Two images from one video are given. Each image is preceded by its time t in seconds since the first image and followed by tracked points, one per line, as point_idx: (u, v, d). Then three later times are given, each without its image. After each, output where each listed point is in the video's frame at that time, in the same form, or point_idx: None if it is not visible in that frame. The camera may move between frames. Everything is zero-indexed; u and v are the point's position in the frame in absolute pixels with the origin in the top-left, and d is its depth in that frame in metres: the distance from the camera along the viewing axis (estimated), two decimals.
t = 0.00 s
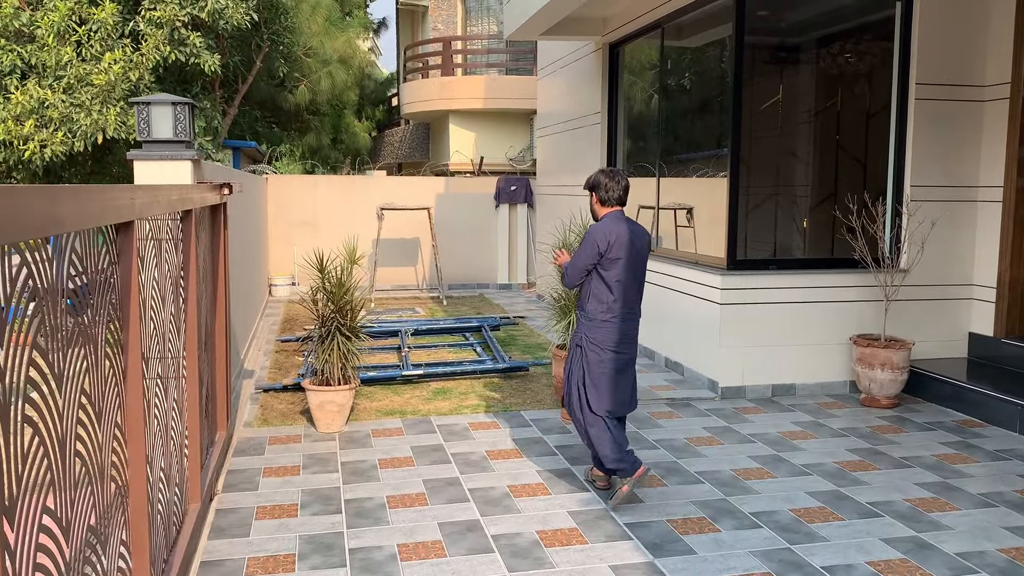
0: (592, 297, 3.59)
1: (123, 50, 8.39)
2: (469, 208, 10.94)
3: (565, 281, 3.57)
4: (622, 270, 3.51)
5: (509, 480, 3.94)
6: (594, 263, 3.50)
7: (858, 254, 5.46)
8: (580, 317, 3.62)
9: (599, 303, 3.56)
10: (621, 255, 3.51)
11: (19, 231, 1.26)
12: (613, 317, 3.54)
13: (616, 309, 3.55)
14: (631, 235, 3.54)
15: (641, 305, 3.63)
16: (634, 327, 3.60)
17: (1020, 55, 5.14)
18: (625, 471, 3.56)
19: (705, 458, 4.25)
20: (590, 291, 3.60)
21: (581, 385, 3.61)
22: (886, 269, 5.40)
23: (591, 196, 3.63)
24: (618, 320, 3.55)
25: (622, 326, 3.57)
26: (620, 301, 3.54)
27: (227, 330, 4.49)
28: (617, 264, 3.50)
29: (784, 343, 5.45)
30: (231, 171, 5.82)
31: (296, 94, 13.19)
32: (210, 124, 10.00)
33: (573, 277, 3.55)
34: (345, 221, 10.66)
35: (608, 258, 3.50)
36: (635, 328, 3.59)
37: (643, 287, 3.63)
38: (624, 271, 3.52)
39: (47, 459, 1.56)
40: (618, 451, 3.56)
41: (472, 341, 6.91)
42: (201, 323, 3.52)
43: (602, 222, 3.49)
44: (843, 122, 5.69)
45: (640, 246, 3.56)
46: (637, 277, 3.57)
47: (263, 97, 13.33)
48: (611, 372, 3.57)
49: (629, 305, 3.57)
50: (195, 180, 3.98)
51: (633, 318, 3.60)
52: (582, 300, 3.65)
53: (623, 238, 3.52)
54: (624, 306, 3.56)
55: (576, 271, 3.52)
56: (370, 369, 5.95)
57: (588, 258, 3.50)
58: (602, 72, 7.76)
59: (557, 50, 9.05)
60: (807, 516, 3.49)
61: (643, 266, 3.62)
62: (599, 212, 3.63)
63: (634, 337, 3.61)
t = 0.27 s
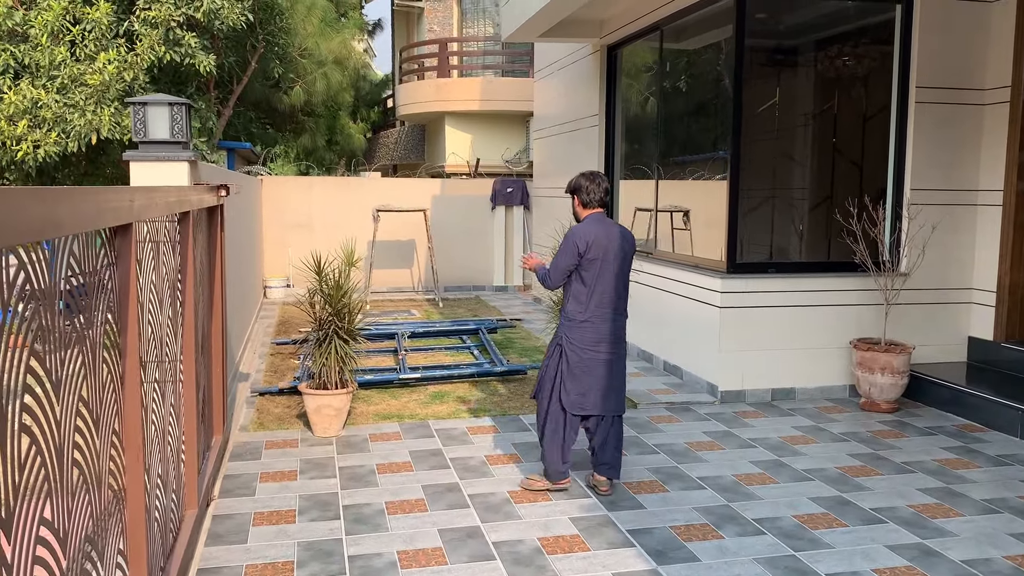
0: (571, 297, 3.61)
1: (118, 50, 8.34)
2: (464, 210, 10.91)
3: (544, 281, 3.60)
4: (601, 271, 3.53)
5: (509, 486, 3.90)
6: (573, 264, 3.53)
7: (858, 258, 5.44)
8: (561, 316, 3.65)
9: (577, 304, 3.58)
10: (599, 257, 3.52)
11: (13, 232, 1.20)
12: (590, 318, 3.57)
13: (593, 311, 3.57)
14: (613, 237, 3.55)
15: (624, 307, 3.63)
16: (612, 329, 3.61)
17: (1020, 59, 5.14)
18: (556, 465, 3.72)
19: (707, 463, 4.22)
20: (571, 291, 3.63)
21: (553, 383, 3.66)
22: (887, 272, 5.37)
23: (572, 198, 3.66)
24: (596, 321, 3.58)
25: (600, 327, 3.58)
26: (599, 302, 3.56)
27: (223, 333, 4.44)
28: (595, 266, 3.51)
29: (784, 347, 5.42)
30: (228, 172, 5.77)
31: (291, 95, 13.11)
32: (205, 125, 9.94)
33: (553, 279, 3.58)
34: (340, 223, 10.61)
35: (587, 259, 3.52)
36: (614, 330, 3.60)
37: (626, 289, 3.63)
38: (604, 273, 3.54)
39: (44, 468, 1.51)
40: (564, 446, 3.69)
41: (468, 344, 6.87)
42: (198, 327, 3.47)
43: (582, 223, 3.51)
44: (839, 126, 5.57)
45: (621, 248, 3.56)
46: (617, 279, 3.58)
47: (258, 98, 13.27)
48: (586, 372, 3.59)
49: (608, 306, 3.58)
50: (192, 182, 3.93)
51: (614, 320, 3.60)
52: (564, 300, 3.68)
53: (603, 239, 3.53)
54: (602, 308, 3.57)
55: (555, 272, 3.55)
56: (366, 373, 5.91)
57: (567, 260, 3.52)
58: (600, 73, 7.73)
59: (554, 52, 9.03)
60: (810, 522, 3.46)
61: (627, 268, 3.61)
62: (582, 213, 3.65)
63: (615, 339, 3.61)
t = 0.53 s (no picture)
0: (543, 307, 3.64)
1: (107, 54, 8.24)
2: (457, 215, 10.86)
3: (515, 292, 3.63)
4: (570, 279, 3.54)
5: (510, 497, 3.84)
6: (540, 274, 3.55)
7: (858, 264, 5.42)
8: (535, 325, 3.68)
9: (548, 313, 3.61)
10: (566, 266, 3.54)
11: (9, 243, 1.13)
12: (560, 326, 3.59)
13: (564, 319, 3.59)
14: (581, 244, 3.56)
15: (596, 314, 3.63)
16: (585, 336, 3.61)
17: (1016, 65, 5.13)
18: (514, 466, 3.81)
19: (708, 472, 4.17)
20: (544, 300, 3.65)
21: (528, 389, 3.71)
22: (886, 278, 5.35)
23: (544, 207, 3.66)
24: (567, 329, 3.59)
25: (571, 335, 3.59)
26: (569, 311, 3.57)
27: (218, 341, 4.36)
28: (562, 274, 3.53)
29: (783, 354, 5.39)
30: (221, 178, 5.69)
31: (281, 100, 13.00)
32: (196, 129, 9.85)
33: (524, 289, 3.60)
34: (332, 229, 10.53)
35: (555, 268, 3.54)
36: (586, 337, 3.61)
37: (598, 296, 3.63)
38: (573, 280, 3.55)
39: (42, 489, 1.44)
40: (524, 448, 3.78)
41: (464, 351, 6.81)
42: (193, 336, 3.40)
43: (549, 232, 3.53)
44: (833, 131, 5.67)
45: (588, 255, 3.57)
46: (587, 286, 3.58)
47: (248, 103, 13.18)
48: (558, 379, 3.61)
49: (579, 313, 3.59)
50: (186, 187, 3.86)
51: (585, 327, 3.61)
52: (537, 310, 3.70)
53: (570, 247, 3.55)
54: (572, 316, 3.59)
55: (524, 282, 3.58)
56: (361, 381, 5.84)
57: (534, 271, 3.54)
58: (595, 78, 7.70)
59: (548, 57, 8.99)
60: (816, 533, 3.42)
61: (598, 275, 3.62)
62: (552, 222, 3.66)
63: (587, 346, 3.61)
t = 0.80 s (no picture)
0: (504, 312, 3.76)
1: (91, 61, 8.14)
2: (445, 221, 10.80)
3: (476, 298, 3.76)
4: (528, 283, 3.68)
5: (508, 508, 3.78)
6: (500, 279, 3.69)
7: (852, 270, 5.40)
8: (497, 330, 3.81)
9: (509, 317, 3.73)
10: (524, 270, 3.68)
11: (8, 256, 1.07)
12: (520, 330, 3.71)
13: (524, 323, 3.71)
14: (538, 249, 3.71)
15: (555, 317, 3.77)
16: (544, 339, 3.74)
17: (1008, 70, 5.15)
18: (510, 478, 3.82)
19: (706, 480, 4.13)
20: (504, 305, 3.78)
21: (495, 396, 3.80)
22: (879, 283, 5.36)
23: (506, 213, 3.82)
24: (528, 332, 3.71)
25: (532, 338, 3.72)
26: (529, 314, 3.70)
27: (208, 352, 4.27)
28: (521, 278, 3.67)
29: (778, 360, 5.36)
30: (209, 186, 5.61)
31: (266, 106, 12.89)
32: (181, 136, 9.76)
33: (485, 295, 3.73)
34: (319, 236, 10.44)
35: (513, 272, 3.68)
36: (546, 341, 3.74)
37: (556, 300, 3.78)
38: (531, 285, 3.69)
39: (39, 514, 1.37)
40: (514, 459, 3.80)
41: (455, 359, 6.74)
42: (184, 347, 3.32)
43: (507, 238, 3.67)
44: (820, 136, 5.56)
45: (546, 259, 3.72)
46: (545, 290, 3.73)
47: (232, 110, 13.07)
48: (522, 383, 3.72)
49: (539, 318, 3.72)
50: (176, 195, 3.78)
51: (546, 330, 3.74)
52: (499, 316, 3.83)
53: (528, 252, 3.70)
54: (533, 320, 3.71)
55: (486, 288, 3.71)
56: (352, 390, 5.76)
57: (494, 276, 3.68)
58: (584, 84, 7.67)
59: (537, 63, 8.97)
60: (819, 542, 3.38)
61: (555, 278, 3.77)
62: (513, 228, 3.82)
63: (547, 349, 3.74)
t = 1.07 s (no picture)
0: (477, 315, 3.77)
1: (71, 65, 8.03)
2: (430, 226, 10.74)
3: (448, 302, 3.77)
4: (499, 285, 3.70)
5: (501, 515, 3.74)
6: (470, 282, 3.70)
7: (841, 272, 5.41)
8: (472, 334, 3.81)
9: (482, 320, 3.74)
10: (493, 272, 3.69)
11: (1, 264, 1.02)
12: (493, 332, 3.72)
13: (497, 325, 3.71)
14: (507, 251, 3.74)
15: (528, 317, 3.79)
16: (519, 340, 3.74)
17: (994, 72, 5.18)
18: (504, 482, 3.79)
19: (700, 485, 4.11)
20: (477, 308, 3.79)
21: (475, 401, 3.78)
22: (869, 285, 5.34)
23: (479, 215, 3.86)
24: (501, 334, 3.72)
25: (506, 339, 3.72)
26: (501, 316, 3.71)
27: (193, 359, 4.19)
28: (492, 279, 3.68)
29: (768, 363, 5.36)
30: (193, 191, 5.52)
31: (248, 111, 12.78)
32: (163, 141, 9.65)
33: (456, 299, 3.74)
34: (303, 241, 10.34)
35: (483, 275, 3.69)
36: (521, 342, 3.74)
37: (527, 301, 3.79)
38: (501, 286, 3.70)
39: (31, 532, 1.32)
40: (505, 461, 3.77)
41: (443, 364, 6.68)
42: (170, 356, 3.25)
43: (476, 240, 3.69)
44: (804, 139, 5.49)
45: (514, 260, 3.74)
46: (515, 290, 3.74)
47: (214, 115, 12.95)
48: (500, 385, 3.72)
49: (512, 318, 3.73)
50: (162, 201, 3.71)
51: (520, 331, 3.75)
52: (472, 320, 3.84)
53: (497, 253, 3.72)
54: (506, 321, 3.72)
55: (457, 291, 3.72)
56: (340, 397, 5.69)
57: (464, 279, 3.69)
58: (570, 87, 7.65)
59: (521, 67, 8.95)
60: (815, 546, 3.36)
61: (525, 279, 3.79)
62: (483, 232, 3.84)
63: (522, 349, 3.75)
